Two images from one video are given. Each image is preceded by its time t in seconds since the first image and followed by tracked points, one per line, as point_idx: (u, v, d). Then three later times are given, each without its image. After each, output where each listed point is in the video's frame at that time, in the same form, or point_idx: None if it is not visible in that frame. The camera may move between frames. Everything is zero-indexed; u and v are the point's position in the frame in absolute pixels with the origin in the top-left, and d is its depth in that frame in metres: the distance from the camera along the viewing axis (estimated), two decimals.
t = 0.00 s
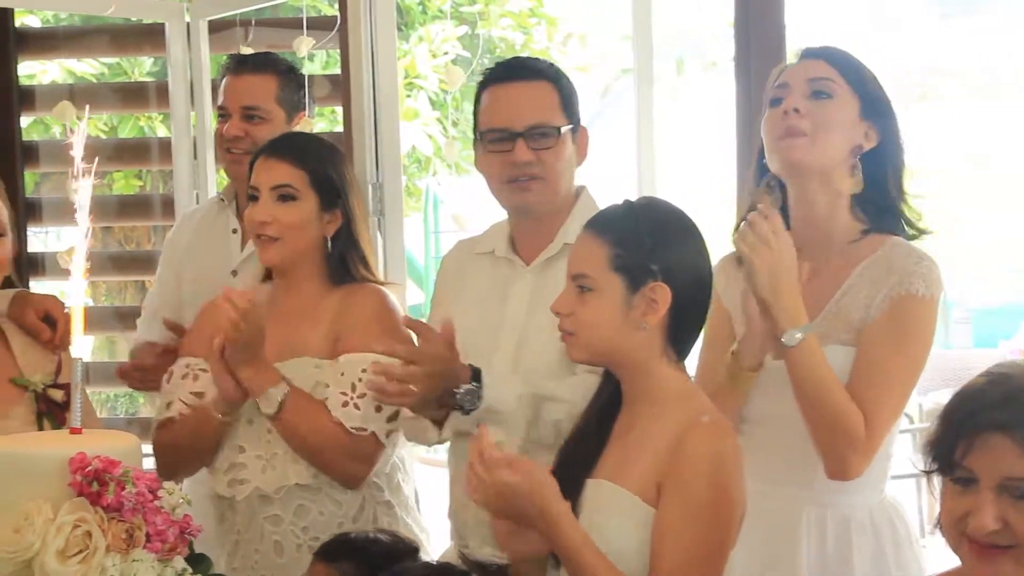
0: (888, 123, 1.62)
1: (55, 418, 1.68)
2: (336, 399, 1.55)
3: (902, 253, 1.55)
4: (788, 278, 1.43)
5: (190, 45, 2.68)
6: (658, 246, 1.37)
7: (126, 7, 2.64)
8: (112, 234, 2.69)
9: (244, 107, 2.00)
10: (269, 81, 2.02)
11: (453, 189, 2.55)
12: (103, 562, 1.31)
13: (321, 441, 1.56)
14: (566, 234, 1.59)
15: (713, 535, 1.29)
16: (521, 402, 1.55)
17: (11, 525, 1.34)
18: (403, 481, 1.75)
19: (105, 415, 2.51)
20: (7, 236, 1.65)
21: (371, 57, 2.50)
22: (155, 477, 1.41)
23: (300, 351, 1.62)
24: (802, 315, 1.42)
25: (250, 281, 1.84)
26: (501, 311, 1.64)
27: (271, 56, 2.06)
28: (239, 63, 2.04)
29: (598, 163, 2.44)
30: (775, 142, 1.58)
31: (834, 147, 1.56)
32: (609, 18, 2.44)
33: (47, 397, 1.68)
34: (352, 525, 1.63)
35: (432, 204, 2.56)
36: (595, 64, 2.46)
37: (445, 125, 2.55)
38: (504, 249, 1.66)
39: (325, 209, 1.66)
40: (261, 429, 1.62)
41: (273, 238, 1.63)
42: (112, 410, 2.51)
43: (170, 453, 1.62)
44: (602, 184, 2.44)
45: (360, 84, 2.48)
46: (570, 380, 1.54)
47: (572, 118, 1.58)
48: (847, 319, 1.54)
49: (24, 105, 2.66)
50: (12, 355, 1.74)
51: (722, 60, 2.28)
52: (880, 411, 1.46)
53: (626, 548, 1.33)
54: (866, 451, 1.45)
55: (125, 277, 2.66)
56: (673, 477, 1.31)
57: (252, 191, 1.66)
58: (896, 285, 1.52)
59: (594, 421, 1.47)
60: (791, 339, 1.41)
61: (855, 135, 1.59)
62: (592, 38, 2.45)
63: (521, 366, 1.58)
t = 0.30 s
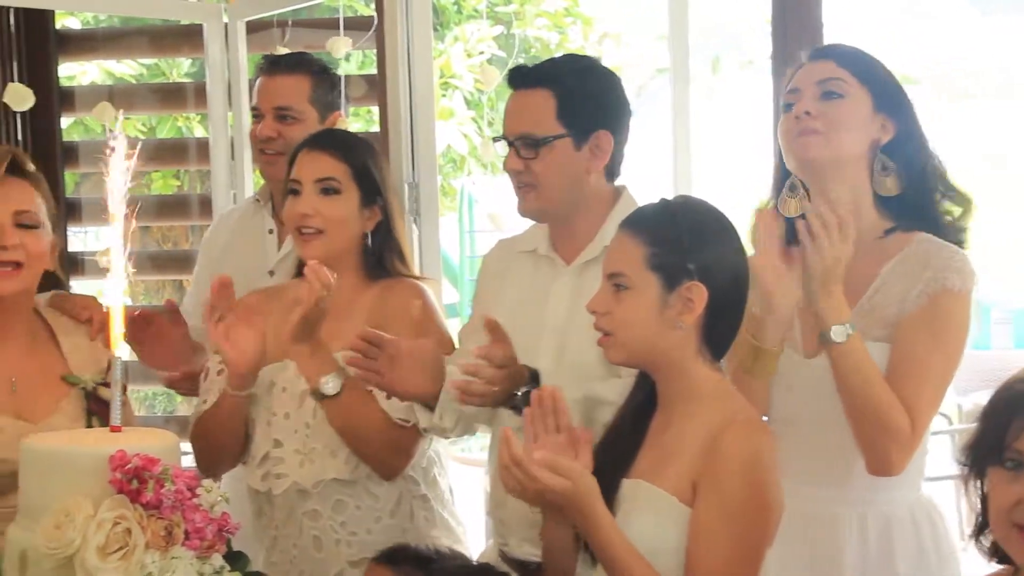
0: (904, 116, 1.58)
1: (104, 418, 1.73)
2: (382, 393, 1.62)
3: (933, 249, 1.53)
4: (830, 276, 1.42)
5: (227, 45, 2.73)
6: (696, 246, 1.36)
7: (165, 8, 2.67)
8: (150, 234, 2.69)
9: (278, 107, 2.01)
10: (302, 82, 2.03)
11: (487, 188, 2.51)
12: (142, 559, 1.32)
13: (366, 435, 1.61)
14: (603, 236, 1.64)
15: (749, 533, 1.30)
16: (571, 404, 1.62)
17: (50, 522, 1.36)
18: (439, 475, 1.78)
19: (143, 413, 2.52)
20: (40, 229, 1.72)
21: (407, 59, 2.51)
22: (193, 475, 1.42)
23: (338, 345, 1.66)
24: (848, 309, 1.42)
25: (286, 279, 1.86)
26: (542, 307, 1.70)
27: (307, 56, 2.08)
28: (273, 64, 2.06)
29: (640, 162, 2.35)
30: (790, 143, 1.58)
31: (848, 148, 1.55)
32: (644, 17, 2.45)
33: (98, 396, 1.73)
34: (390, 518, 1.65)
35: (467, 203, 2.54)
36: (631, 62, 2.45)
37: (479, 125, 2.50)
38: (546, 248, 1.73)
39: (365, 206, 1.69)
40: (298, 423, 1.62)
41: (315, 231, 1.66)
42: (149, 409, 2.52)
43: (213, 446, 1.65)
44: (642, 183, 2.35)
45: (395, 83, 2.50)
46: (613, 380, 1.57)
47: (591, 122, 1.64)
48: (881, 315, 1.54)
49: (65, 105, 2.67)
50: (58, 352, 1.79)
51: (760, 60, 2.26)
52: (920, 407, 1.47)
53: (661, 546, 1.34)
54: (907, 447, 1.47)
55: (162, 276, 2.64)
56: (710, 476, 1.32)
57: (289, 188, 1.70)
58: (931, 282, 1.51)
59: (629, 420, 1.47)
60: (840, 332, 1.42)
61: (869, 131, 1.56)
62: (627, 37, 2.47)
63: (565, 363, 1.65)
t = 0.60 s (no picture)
0: (921, 111, 1.55)
1: (116, 411, 1.78)
2: (421, 399, 1.63)
3: (966, 248, 1.53)
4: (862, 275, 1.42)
5: (262, 45, 2.77)
6: (728, 246, 1.35)
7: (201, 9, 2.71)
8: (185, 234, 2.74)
9: (312, 108, 2.02)
10: (336, 83, 2.04)
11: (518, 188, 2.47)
12: (177, 557, 1.34)
13: (404, 438, 1.64)
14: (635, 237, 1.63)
15: (779, 532, 1.29)
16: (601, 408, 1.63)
17: (88, 519, 1.37)
18: (473, 480, 1.84)
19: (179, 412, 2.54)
20: (38, 229, 1.85)
21: (441, 58, 2.53)
22: (228, 473, 1.42)
23: (376, 352, 1.71)
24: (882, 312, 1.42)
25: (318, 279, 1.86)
26: (574, 308, 1.70)
27: (343, 57, 2.09)
28: (307, 65, 2.06)
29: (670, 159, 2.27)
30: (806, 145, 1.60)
31: (856, 148, 1.56)
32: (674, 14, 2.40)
33: (111, 391, 1.78)
34: (425, 523, 1.72)
35: (499, 203, 2.52)
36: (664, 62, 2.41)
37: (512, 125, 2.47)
38: (578, 249, 1.73)
39: (387, 208, 1.71)
40: (335, 430, 1.67)
41: (336, 233, 1.69)
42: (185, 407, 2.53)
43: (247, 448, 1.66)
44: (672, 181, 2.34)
45: (429, 85, 2.53)
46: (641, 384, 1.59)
47: (620, 123, 1.63)
48: (915, 317, 1.52)
49: (101, 106, 2.64)
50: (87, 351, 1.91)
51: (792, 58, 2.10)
52: (958, 404, 1.47)
53: (694, 547, 1.33)
54: (946, 447, 1.48)
55: (197, 276, 2.70)
56: (741, 477, 1.31)
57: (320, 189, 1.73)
58: (963, 281, 1.51)
59: (660, 421, 1.46)
60: (872, 335, 1.42)
61: (880, 129, 1.55)
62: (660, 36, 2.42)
63: (597, 364, 1.65)
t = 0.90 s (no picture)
0: (966, 112, 1.55)
1: (132, 415, 1.70)
2: (443, 400, 1.67)
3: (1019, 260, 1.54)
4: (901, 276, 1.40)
5: (290, 44, 2.80)
6: (757, 245, 1.35)
7: (231, 9, 2.74)
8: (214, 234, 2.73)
9: (340, 108, 2.03)
10: (367, 83, 2.04)
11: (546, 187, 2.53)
12: (206, 554, 1.34)
13: (431, 439, 1.66)
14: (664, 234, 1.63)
15: (811, 535, 1.28)
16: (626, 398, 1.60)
17: (118, 516, 1.39)
18: (498, 481, 1.84)
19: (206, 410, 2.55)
20: (54, 246, 1.81)
21: (468, 56, 2.47)
22: (256, 471, 1.42)
23: (403, 349, 1.73)
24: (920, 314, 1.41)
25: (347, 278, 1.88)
26: (603, 306, 1.70)
27: (374, 57, 2.09)
28: (338, 64, 2.07)
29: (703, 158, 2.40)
30: (849, 149, 1.61)
31: (901, 150, 1.55)
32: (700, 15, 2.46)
33: (128, 395, 1.69)
34: (450, 524, 1.72)
35: (525, 203, 2.56)
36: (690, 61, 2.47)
37: (539, 125, 2.51)
38: (605, 247, 1.72)
39: (403, 201, 1.73)
40: (361, 427, 1.70)
41: (353, 227, 1.72)
42: (212, 404, 2.55)
43: (274, 447, 1.70)
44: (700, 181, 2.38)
45: (457, 86, 2.47)
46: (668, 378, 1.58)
47: (649, 120, 1.63)
48: (957, 320, 1.54)
49: (132, 106, 2.61)
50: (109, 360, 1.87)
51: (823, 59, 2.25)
52: (993, 410, 1.47)
53: (721, 548, 1.32)
54: (980, 452, 1.47)
55: (225, 274, 2.69)
56: (769, 478, 1.30)
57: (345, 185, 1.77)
58: (1009, 291, 1.52)
59: (686, 421, 1.45)
60: (911, 336, 1.42)
61: (923, 132, 1.56)
62: (686, 36, 2.48)
63: (626, 362, 1.64)
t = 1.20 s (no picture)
0: (995, 109, 1.54)
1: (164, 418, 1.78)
2: (467, 390, 1.67)
3: None
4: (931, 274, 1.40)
5: (315, 43, 2.78)
6: (785, 242, 1.34)
7: (254, 8, 2.71)
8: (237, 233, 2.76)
9: (365, 107, 2.04)
10: (391, 83, 2.05)
11: (569, 185, 2.53)
12: (231, 552, 1.33)
13: (454, 430, 1.66)
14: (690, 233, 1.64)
15: (841, 533, 1.27)
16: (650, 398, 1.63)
17: (145, 513, 1.38)
18: (520, 475, 1.83)
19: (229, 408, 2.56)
20: (82, 255, 1.82)
21: (492, 48, 2.48)
22: (281, 469, 1.43)
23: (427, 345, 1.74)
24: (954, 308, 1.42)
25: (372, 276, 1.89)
26: (629, 306, 1.71)
27: (397, 56, 2.09)
28: (362, 64, 2.07)
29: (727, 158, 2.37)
30: (878, 151, 1.60)
31: (929, 149, 1.55)
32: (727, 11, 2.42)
33: (160, 399, 1.76)
34: (473, 518, 1.73)
35: (548, 202, 2.55)
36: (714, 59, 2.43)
37: (563, 123, 2.53)
38: (630, 246, 1.73)
39: (423, 197, 1.73)
40: (383, 420, 1.70)
41: (374, 225, 1.73)
42: (237, 403, 2.56)
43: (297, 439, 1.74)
44: (726, 180, 2.36)
45: (481, 86, 2.48)
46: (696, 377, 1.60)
47: (675, 117, 1.63)
48: (989, 317, 1.54)
49: (158, 106, 2.64)
50: (136, 365, 1.90)
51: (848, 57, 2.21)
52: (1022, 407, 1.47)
53: (749, 545, 1.32)
54: (1009, 450, 1.47)
55: (250, 273, 2.72)
56: (798, 475, 1.29)
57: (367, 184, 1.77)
58: None
59: (713, 417, 1.45)
60: (944, 330, 1.42)
61: (952, 130, 1.55)
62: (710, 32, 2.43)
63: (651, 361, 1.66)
